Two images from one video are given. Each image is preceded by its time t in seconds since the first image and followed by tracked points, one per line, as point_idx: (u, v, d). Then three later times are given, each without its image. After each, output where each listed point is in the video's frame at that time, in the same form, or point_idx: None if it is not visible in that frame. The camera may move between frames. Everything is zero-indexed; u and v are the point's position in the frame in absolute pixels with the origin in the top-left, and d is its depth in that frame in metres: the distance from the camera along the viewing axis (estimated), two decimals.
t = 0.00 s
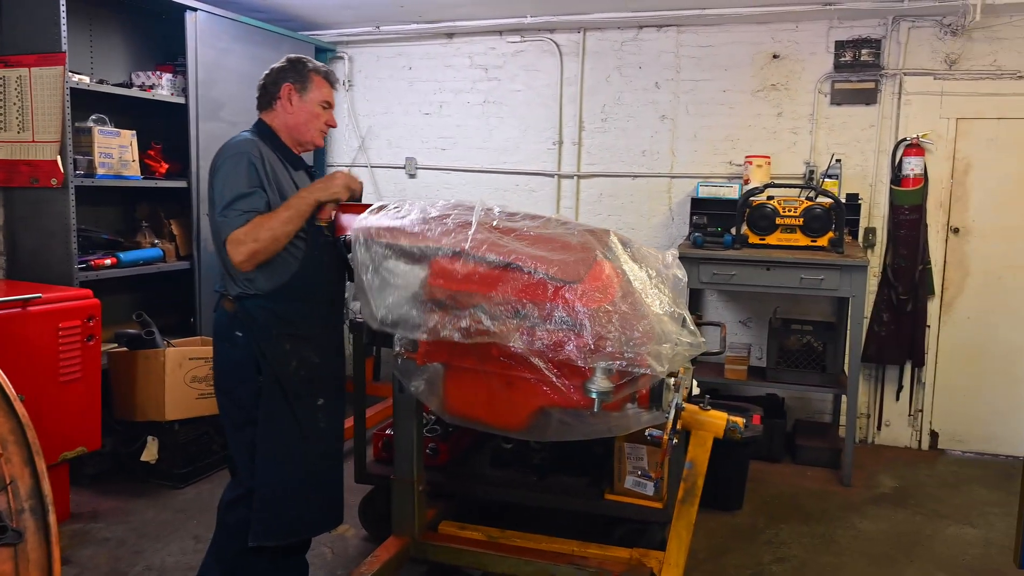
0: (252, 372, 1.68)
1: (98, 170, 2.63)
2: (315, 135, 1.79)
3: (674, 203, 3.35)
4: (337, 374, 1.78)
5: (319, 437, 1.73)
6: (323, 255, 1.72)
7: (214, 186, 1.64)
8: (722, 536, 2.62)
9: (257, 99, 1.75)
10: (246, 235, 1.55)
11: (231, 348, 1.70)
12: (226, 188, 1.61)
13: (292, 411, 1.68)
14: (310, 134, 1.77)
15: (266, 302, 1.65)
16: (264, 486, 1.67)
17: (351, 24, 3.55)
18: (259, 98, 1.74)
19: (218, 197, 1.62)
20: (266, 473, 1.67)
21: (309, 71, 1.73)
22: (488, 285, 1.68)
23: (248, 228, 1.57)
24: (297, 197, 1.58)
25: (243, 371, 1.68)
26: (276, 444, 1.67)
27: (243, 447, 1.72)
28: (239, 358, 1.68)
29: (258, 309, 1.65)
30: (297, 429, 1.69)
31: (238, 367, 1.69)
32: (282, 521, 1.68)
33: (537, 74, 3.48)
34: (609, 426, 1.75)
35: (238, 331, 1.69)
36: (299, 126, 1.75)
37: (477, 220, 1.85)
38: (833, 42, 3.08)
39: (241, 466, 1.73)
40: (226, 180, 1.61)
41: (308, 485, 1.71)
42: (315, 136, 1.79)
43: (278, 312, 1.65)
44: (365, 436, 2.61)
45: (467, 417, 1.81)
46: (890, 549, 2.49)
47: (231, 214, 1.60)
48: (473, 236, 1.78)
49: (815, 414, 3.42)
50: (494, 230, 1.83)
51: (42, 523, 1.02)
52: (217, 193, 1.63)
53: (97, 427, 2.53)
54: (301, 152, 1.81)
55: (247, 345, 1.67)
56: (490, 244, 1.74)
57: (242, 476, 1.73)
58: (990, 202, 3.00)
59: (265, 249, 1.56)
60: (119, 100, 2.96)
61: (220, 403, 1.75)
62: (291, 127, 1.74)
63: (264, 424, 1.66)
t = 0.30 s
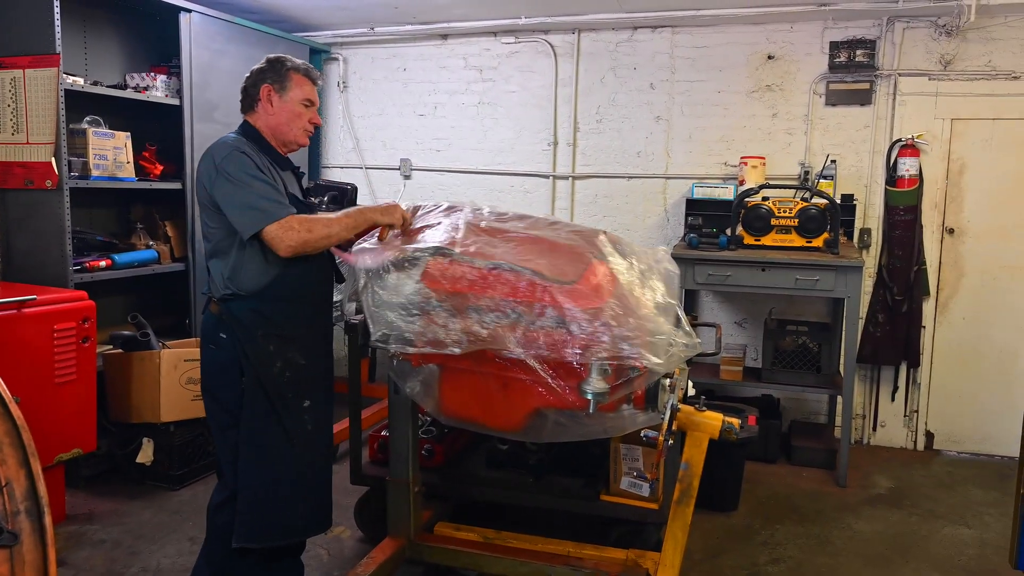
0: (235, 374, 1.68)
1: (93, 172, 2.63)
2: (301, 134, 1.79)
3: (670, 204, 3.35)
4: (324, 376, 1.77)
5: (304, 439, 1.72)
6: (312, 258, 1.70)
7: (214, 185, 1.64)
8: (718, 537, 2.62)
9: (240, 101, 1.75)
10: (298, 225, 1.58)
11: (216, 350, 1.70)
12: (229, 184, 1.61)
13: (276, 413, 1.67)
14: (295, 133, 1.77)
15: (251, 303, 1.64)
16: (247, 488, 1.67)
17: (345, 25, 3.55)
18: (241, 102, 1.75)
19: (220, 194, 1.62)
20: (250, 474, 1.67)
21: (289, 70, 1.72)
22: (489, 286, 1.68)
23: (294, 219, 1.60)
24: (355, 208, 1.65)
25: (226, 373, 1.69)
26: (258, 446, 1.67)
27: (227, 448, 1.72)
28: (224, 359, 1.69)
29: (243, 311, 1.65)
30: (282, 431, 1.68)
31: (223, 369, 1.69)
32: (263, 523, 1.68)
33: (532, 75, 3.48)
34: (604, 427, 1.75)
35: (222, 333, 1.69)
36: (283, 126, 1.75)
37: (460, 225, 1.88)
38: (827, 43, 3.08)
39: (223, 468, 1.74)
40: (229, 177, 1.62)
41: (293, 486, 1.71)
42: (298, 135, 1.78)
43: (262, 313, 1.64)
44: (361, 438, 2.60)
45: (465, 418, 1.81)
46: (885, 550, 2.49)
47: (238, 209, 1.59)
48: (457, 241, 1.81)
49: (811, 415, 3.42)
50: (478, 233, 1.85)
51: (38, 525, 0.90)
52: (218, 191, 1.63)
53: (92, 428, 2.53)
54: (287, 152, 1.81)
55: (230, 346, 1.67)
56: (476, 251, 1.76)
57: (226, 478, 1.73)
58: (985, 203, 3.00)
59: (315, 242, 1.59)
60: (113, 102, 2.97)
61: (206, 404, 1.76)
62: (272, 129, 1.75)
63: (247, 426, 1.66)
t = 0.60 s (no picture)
0: (229, 377, 1.68)
1: (89, 173, 2.63)
2: (290, 135, 1.78)
3: (666, 205, 3.35)
4: (316, 376, 1.76)
5: (298, 441, 1.72)
6: (306, 257, 1.71)
7: (215, 185, 1.63)
8: (715, 537, 2.62)
9: (233, 104, 1.75)
10: (306, 224, 1.62)
11: (210, 352, 1.70)
12: (232, 184, 1.62)
13: (269, 415, 1.67)
14: (284, 134, 1.76)
15: (246, 306, 1.64)
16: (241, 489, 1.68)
17: (342, 27, 3.55)
18: (233, 104, 1.76)
19: (223, 194, 1.62)
20: (244, 475, 1.67)
21: (277, 70, 1.72)
22: (485, 289, 1.67)
23: (302, 217, 1.63)
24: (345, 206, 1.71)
25: (220, 376, 1.69)
26: (252, 448, 1.67)
27: (221, 450, 1.73)
28: (218, 362, 1.69)
29: (237, 313, 1.65)
30: (276, 433, 1.68)
31: (217, 372, 1.69)
32: (257, 524, 1.68)
33: (528, 76, 3.48)
34: (601, 428, 1.72)
35: (216, 335, 1.69)
36: (272, 127, 1.74)
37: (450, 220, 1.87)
38: (824, 43, 3.08)
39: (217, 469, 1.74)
40: (231, 177, 1.62)
41: (288, 487, 1.71)
42: (289, 137, 1.78)
43: (256, 315, 1.64)
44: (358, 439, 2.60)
45: (462, 420, 1.80)
46: (881, 550, 2.50)
47: (243, 207, 1.60)
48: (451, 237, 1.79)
49: (807, 416, 3.42)
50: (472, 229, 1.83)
51: (35, 526, 0.95)
52: (220, 190, 1.62)
53: (89, 430, 2.53)
54: (278, 153, 1.80)
55: (224, 348, 1.68)
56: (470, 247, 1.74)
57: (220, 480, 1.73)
58: (982, 204, 3.00)
59: (323, 240, 1.65)
60: (109, 103, 2.97)
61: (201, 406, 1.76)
62: (261, 131, 1.74)
63: (241, 427, 1.66)
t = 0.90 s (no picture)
0: (223, 379, 1.67)
1: (86, 174, 2.63)
2: (279, 134, 1.76)
3: (662, 205, 3.35)
4: (310, 378, 1.78)
5: (289, 443, 1.73)
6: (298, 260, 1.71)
7: (198, 190, 1.62)
8: (711, 537, 2.63)
9: (226, 102, 1.74)
10: (278, 237, 1.58)
11: (203, 354, 1.69)
12: (216, 191, 1.60)
13: (261, 417, 1.67)
14: (272, 135, 1.75)
15: (236, 309, 1.64)
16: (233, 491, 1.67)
17: (338, 27, 3.55)
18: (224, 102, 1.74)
19: (206, 202, 1.61)
20: (237, 477, 1.67)
21: (265, 69, 1.70)
22: (477, 290, 1.69)
23: (274, 229, 1.59)
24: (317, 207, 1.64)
25: (213, 378, 1.68)
26: (244, 450, 1.67)
27: (214, 451, 1.72)
28: (210, 364, 1.68)
29: (228, 316, 1.64)
30: (267, 436, 1.68)
31: (210, 374, 1.68)
32: (247, 525, 1.68)
33: (524, 77, 3.48)
34: (598, 429, 1.72)
35: (209, 336, 1.68)
36: (261, 128, 1.73)
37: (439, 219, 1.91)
38: (820, 44, 3.08)
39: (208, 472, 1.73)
40: (214, 184, 1.61)
41: (280, 488, 1.72)
42: (278, 137, 1.76)
43: (248, 318, 1.64)
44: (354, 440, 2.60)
45: (459, 421, 1.79)
46: (878, 550, 2.50)
47: (225, 216, 1.58)
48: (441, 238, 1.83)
49: (804, 416, 3.42)
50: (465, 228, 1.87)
51: (32, 528, 1.01)
52: (204, 198, 1.61)
53: (86, 432, 2.53)
54: (270, 153, 1.80)
55: (217, 350, 1.67)
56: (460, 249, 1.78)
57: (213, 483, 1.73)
58: (977, 204, 3.00)
59: (295, 250, 1.61)
60: (106, 105, 2.97)
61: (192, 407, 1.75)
62: (248, 132, 1.73)
63: (234, 429, 1.66)
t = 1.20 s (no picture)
0: (220, 383, 1.65)
1: (83, 175, 2.64)
2: (269, 134, 1.76)
3: (660, 206, 3.35)
4: (305, 379, 1.78)
5: (284, 445, 1.73)
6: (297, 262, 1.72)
7: (178, 195, 1.60)
8: (708, 538, 2.63)
9: (211, 103, 1.72)
10: (234, 263, 1.53)
11: (197, 357, 1.66)
12: (193, 199, 1.57)
13: (258, 419, 1.67)
14: (263, 135, 1.74)
15: (233, 312, 1.63)
16: (227, 494, 1.65)
17: (335, 28, 3.55)
18: (211, 102, 1.73)
19: (185, 209, 1.58)
20: (234, 479, 1.65)
21: (251, 68, 1.68)
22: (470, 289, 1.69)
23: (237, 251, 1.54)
24: (296, 235, 1.55)
25: (210, 382, 1.66)
26: (242, 453, 1.65)
27: (206, 454, 1.70)
28: (206, 368, 1.65)
29: (224, 320, 1.63)
30: (263, 438, 1.68)
31: (205, 377, 1.66)
32: (241, 526, 1.67)
33: (521, 77, 3.48)
34: (595, 429, 1.72)
35: (205, 340, 1.65)
36: (251, 129, 1.72)
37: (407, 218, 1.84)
38: (817, 44, 3.08)
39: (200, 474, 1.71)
40: (193, 191, 1.58)
41: (273, 489, 1.71)
42: (268, 137, 1.76)
43: (246, 322, 1.64)
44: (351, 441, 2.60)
45: (456, 421, 1.79)
46: (876, 551, 2.49)
47: (200, 225, 1.55)
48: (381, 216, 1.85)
49: (801, 416, 3.43)
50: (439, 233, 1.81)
51: (29, 528, 1.00)
52: (183, 206, 1.59)
53: (83, 432, 2.53)
54: (260, 154, 1.79)
55: (214, 354, 1.64)
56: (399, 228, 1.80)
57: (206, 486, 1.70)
58: (975, 204, 3.00)
59: (250, 277, 1.55)
60: (103, 105, 2.97)
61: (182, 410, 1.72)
62: (238, 133, 1.72)
63: (230, 433, 1.65)
